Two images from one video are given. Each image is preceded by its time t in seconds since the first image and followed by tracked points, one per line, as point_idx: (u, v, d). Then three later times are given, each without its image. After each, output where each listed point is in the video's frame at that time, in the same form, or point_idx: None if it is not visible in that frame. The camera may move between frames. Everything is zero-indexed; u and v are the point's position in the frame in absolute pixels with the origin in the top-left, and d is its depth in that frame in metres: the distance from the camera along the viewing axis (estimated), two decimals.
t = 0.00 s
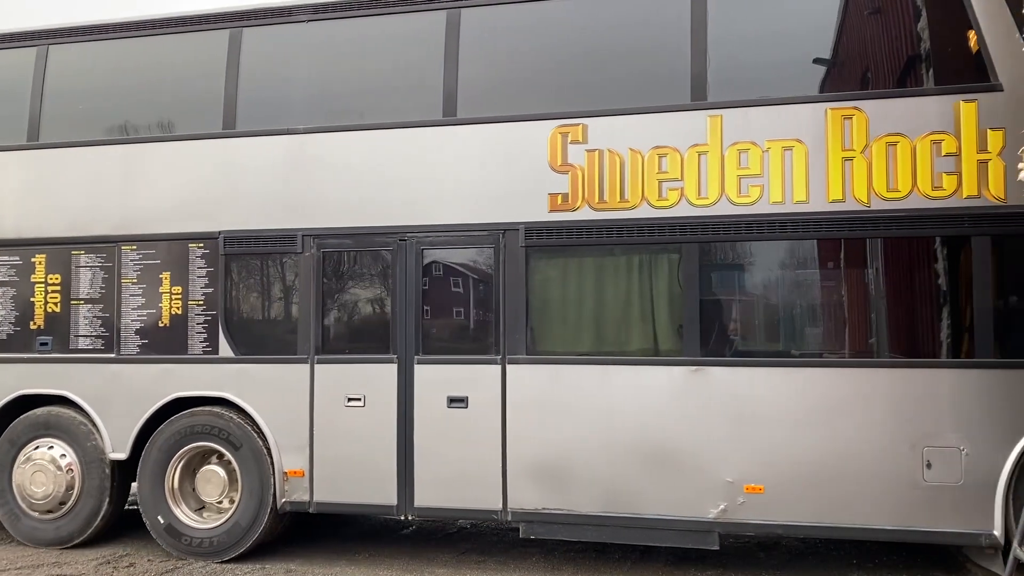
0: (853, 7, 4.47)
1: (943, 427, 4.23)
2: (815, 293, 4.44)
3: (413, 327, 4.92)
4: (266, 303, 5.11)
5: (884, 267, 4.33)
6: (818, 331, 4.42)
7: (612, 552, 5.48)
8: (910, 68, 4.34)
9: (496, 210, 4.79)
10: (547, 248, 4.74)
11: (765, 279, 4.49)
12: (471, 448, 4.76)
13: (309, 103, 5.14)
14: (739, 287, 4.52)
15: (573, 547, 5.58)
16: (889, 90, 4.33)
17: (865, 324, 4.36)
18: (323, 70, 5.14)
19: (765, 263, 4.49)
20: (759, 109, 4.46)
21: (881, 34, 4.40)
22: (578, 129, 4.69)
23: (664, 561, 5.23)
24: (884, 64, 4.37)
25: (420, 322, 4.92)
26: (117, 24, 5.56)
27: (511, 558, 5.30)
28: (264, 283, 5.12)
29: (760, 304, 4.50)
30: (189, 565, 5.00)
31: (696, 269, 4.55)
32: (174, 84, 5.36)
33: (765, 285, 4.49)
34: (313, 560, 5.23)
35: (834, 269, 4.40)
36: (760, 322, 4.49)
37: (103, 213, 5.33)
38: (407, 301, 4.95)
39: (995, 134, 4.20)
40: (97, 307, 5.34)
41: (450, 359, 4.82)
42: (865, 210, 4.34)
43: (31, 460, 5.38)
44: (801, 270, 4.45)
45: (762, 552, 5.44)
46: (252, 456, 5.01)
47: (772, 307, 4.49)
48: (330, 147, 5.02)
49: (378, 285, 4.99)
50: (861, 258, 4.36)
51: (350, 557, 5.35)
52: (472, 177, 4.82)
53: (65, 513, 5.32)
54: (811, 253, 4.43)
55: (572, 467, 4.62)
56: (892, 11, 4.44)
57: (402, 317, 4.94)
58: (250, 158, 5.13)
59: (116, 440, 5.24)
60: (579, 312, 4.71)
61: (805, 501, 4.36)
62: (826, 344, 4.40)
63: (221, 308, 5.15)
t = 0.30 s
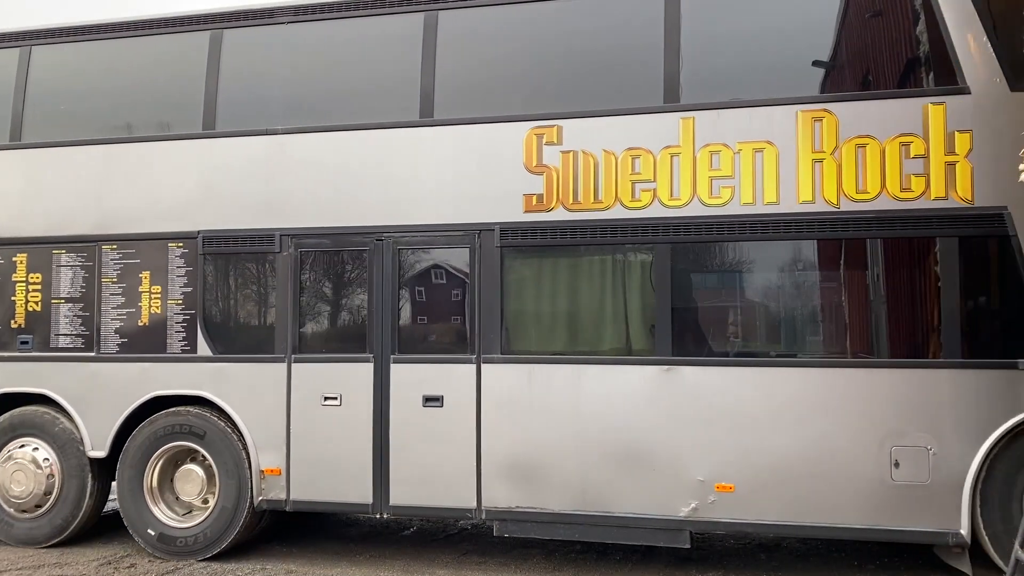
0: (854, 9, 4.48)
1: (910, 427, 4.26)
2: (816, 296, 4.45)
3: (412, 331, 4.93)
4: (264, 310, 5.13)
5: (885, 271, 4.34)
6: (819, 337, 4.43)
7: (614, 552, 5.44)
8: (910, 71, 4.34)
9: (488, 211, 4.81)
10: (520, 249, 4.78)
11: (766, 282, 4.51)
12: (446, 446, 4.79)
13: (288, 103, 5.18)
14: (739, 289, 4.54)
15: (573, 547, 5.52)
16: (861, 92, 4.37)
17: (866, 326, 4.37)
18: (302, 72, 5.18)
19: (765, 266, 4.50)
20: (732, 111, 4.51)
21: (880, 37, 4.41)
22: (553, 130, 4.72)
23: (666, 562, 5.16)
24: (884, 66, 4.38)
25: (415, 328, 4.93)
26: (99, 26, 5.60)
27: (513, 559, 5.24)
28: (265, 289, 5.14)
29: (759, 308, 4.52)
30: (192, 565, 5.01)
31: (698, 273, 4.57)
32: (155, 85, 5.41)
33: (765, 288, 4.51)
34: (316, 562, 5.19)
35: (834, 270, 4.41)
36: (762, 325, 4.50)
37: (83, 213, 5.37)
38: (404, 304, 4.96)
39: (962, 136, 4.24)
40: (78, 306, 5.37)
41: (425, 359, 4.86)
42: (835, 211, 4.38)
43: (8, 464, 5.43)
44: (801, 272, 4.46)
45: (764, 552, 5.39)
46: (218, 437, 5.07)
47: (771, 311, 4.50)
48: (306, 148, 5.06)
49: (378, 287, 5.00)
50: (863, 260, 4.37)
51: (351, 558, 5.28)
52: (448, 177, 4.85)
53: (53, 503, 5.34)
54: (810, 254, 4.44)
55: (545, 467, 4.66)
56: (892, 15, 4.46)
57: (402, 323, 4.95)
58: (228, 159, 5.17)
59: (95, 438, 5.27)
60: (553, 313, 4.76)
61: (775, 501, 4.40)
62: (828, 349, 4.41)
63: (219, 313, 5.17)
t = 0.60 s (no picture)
0: (855, 9, 4.47)
1: (889, 428, 4.28)
2: (818, 296, 4.44)
3: (413, 330, 4.93)
4: (286, 317, 5.12)
5: (887, 271, 4.33)
6: (822, 335, 4.43)
7: (616, 553, 5.42)
8: (912, 71, 4.34)
9: (470, 212, 4.82)
10: (503, 250, 4.80)
11: (768, 281, 4.50)
12: (427, 446, 4.82)
13: (273, 104, 5.20)
14: (741, 289, 4.54)
15: (574, 549, 5.50)
16: (841, 94, 4.39)
17: (868, 326, 4.36)
18: (287, 74, 5.21)
19: (766, 265, 4.50)
20: (713, 113, 4.53)
21: (882, 37, 4.41)
22: (535, 132, 4.74)
23: (666, 564, 5.13)
24: (885, 66, 4.38)
25: (417, 326, 4.93)
26: (86, 28, 5.64)
27: (513, 561, 5.21)
28: (284, 290, 5.13)
29: (761, 308, 4.51)
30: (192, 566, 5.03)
31: (699, 273, 4.57)
32: (141, 86, 5.44)
33: (766, 289, 4.50)
34: (316, 564, 5.16)
35: (836, 271, 4.41)
36: (762, 326, 4.50)
37: (69, 214, 5.39)
38: (404, 304, 4.97)
39: (942, 137, 4.25)
40: (64, 307, 5.40)
41: (408, 360, 4.88)
42: (815, 212, 4.40)
43: None
44: (804, 273, 4.45)
45: (765, 553, 5.36)
46: (194, 429, 5.11)
47: (773, 310, 4.50)
48: (290, 149, 5.09)
49: (378, 291, 5.00)
50: (865, 260, 4.36)
51: (350, 560, 5.26)
52: (432, 178, 4.87)
53: (43, 493, 5.36)
54: (813, 254, 4.43)
55: (528, 467, 4.68)
56: (894, 13, 4.44)
57: (403, 323, 4.96)
58: (213, 160, 5.19)
59: (81, 438, 5.29)
60: (536, 314, 4.78)
61: (755, 501, 4.41)
62: (831, 349, 4.40)
63: (218, 313, 5.18)
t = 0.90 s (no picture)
0: (857, 8, 4.47)
1: (877, 430, 4.29)
2: (820, 296, 4.44)
3: (415, 328, 4.93)
4: (301, 311, 5.09)
5: (890, 268, 4.33)
6: (824, 333, 4.43)
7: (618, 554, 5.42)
8: (915, 70, 4.32)
9: (461, 214, 4.83)
10: (497, 251, 4.80)
11: (769, 279, 4.50)
12: (417, 448, 4.83)
13: (264, 105, 5.20)
14: (742, 288, 4.54)
15: (575, 550, 5.50)
16: (830, 96, 4.40)
17: (870, 325, 4.36)
18: (278, 76, 5.21)
19: (767, 265, 4.50)
20: (702, 115, 4.53)
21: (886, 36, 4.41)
22: (525, 134, 4.74)
23: (667, 565, 5.13)
24: (888, 65, 4.37)
25: (418, 322, 4.93)
26: (77, 30, 5.64)
27: (514, 562, 5.22)
28: (298, 283, 5.10)
29: (762, 307, 4.51)
30: (195, 567, 5.01)
31: (700, 273, 4.58)
32: (133, 88, 5.45)
33: (767, 286, 4.50)
34: (316, 565, 5.16)
35: (839, 272, 4.40)
36: (764, 326, 4.50)
37: (61, 215, 5.40)
38: (405, 300, 4.95)
39: (929, 141, 4.26)
40: (56, 308, 5.41)
41: (399, 362, 4.89)
42: (802, 214, 4.41)
43: None
44: (805, 272, 4.45)
45: (767, 555, 5.37)
46: (177, 426, 5.14)
47: (774, 309, 4.50)
48: (280, 151, 5.09)
49: (378, 288, 5.00)
50: (867, 260, 4.36)
51: (351, 561, 5.26)
52: (422, 180, 4.87)
53: (36, 489, 5.37)
54: (816, 253, 4.42)
55: (518, 469, 4.69)
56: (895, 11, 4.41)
57: (405, 319, 4.95)
58: (204, 163, 5.20)
59: (73, 440, 5.30)
60: (526, 315, 4.79)
61: (746, 503, 4.42)
62: (833, 351, 4.40)
63: (219, 310, 5.19)
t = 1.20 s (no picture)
0: (858, 10, 4.48)
1: (876, 431, 4.29)
2: (820, 297, 4.44)
3: (416, 329, 4.93)
4: (302, 313, 5.09)
5: (890, 269, 4.33)
6: (825, 331, 4.43)
7: (618, 555, 5.42)
8: (916, 71, 4.32)
9: (459, 216, 4.84)
10: (495, 252, 4.81)
11: (770, 281, 4.50)
12: (415, 449, 4.83)
13: (263, 107, 5.20)
14: (743, 290, 4.54)
15: (575, 551, 5.51)
16: (827, 98, 4.40)
17: (871, 326, 4.36)
18: (278, 76, 5.22)
19: (768, 266, 4.50)
20: (700, 116, 4.54)
21: (886, 37, 4.41)
22: (523, 135, 4.74)
23: (668, 567, 5.13)
24: (888, 66, 4.38)
25: (419, 324, 4.93)
26: (77, 30, 5.65)
27: (514, 563, 5.22)
28: (299, 284, 5.10)
29: (763, 307, 4.51)
30: (197, 568, 5.03)
31: (700, 274, 4.58)
32: (132, 89, 5.46)
33: (768, 288, 4.50)
34: (318, 566, 5.16)
35: (838, 273, 4.40)
36: (765, 327, 4.51)
37: (59, 216, 5.41)
38: (406, 300, 4.95)
39: (927, 142, 4.26)
40: (54, 309, 5.41)
41: (397, 363, 4.90)
42: (800, 216, 4.41)
43: None
44: (806, 274, 4.45)
45: (767, 556, 5.37)
46: (173, 426, 5.14)
47: (775, 310, 4.50)
48: (279, 152, 5.10)
49: (377, 289, 5.00)
50: (868, 261, 4.36)
51: (352, 562, 5.26)
52: (421, 179, 4.87)
53: (35, 488, 5.38)
54: (816, 255, 4.42)
55: (516, 469, 4.69)
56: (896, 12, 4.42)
57: (405, 320, 4.95)
58: (203, 163, 5.21)
59: (71, 441, 5.30)
60: (525, 316, 4.79)
61: (744, 504, 4.42)
62: (833, 351, 4.41)
63: (220, 310, 5.19)
